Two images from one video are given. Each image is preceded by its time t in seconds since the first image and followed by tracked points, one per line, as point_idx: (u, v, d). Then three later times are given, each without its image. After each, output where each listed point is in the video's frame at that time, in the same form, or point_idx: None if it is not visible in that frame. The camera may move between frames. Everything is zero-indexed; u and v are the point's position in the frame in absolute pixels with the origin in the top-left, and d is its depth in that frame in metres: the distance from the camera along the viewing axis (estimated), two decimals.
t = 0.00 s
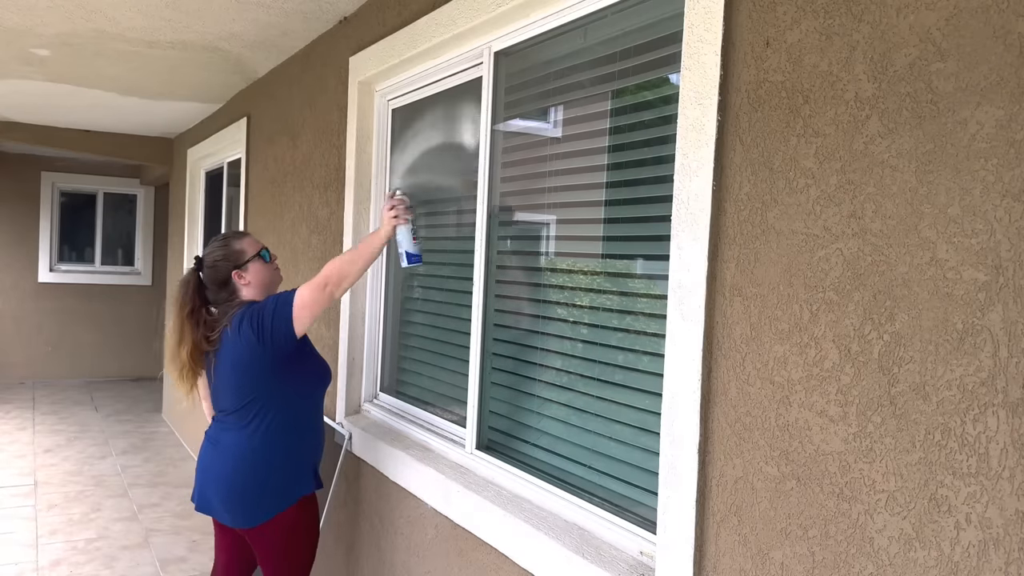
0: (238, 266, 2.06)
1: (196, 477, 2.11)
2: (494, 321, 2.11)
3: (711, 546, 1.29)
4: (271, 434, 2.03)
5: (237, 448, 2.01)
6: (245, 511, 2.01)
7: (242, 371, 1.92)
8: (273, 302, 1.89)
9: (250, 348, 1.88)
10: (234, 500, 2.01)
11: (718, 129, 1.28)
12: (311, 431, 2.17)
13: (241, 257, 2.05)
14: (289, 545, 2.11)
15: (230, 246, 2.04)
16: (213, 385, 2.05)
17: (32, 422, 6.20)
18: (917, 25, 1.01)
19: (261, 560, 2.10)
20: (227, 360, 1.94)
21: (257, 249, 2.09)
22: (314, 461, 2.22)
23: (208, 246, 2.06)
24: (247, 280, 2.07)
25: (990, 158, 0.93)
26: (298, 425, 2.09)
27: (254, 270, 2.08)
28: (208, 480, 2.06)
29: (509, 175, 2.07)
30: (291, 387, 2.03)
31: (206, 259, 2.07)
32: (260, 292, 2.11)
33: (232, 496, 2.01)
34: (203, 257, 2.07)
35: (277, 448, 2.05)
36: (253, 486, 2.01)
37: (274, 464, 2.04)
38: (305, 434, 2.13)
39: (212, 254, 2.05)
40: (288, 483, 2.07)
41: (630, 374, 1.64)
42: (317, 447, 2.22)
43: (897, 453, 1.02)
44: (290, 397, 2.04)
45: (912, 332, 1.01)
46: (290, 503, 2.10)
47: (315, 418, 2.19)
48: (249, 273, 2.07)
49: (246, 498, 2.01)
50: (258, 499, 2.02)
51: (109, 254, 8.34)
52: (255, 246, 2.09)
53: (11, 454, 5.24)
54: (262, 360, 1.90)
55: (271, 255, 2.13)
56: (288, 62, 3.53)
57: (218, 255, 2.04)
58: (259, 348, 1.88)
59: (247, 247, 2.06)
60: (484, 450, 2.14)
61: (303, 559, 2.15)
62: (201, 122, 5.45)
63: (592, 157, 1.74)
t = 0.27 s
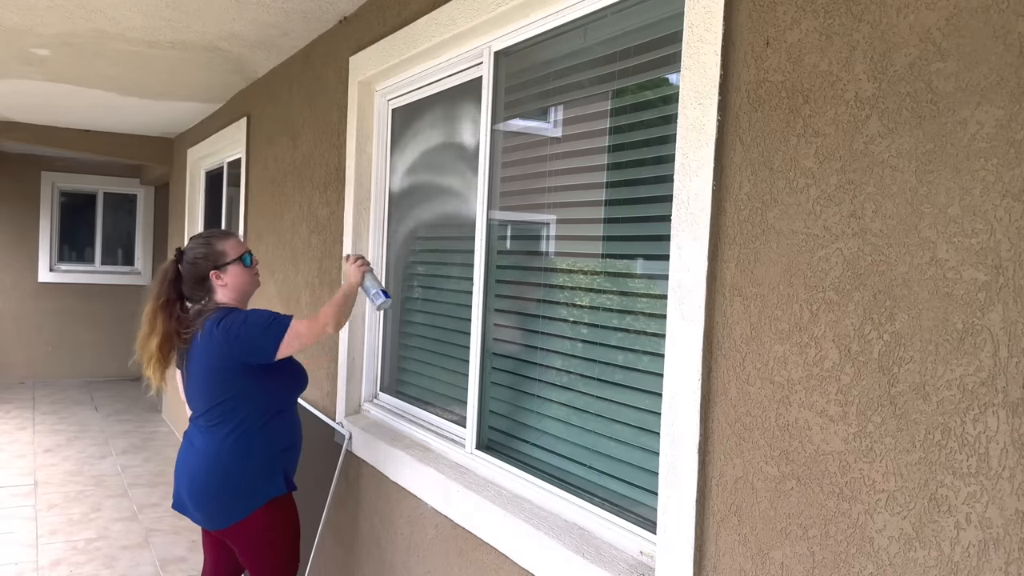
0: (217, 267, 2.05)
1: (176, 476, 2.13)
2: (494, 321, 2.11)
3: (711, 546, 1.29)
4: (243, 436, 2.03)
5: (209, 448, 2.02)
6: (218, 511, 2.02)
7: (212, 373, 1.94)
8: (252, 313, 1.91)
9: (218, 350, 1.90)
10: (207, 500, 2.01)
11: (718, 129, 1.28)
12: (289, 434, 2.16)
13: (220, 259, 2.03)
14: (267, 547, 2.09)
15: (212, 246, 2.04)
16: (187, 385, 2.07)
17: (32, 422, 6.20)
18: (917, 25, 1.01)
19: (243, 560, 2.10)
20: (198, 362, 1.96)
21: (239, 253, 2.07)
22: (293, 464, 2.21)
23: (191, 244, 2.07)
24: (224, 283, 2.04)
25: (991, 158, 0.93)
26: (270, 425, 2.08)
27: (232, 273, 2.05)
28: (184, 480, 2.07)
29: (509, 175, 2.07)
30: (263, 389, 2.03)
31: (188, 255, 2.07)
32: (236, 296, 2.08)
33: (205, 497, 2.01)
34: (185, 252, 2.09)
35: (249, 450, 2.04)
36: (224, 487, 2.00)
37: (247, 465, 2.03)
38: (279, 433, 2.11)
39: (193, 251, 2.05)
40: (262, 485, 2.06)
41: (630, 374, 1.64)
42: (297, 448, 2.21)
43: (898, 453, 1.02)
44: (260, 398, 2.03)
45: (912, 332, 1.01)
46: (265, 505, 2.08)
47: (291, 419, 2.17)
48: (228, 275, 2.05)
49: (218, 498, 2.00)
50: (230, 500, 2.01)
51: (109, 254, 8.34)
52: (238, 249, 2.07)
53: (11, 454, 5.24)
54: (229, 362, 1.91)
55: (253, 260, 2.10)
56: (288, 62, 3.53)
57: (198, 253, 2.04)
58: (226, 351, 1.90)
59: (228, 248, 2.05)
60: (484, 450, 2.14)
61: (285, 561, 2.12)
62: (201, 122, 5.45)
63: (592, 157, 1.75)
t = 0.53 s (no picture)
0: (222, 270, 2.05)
1: (182, 477, 2.13)
2: (494, 321, 2.11)
3: (712, 546, 1.29)
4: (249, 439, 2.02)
5: (214, 450, 2.02)
6: (223, 512, 2.01)
7: (216, 377, 1.95)
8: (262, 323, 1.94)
9: (224, 355, 1.91)
10: (213, 501, 2.01)
11: (718, 129, 1.28)
12: (295, 436, 2.16)
13: (226, 262, 2.04)
14: (273, 547, 2.09)
15: (220, 248, 2.05)
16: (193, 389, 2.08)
17: (32, 422, 6.19)
18: (917, 24, 1.01)
19: (250, 560, 2.11)
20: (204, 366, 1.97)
21: (246, 258, 2.08)
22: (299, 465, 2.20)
23: (201, 242, 2.07)
24: (227, 286, 2.05)
25: (991, 158, 0.93)
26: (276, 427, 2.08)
27: (236, 278, 2.06)
28: (190, 481, 2.07)
29: (509, 175, 2.07)
30: (269, 394, 2.03)
31: (195, 252, 2.08)
32: (238, 301, 2.09)
33: (210, 498, 2.02)
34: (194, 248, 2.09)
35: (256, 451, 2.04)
36: (230, 489, 2.00)
37: (254, 468, 2.02)
38: (285, 435, 2.11)
39: (201, 250, 2.06)
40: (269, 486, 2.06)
41: (630, 374, 1.64)
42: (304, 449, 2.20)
43: (898, 453, 1.02)
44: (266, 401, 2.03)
45: (912, 332, 1.01)
46: (271, 506, 2.08)
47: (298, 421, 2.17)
48: (231, 279, 2.05)
49: (223, 499, 2.00)
50: (235, 501, 2.01)
51: (109, 254, 8.34)
52: (245, 254, 2.08)
53: (11, 454, 5.24)
54: (235, 366, 1.92)
55: (259, 266, 2.11)
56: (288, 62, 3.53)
57: (206, 253, 2.05)
58: (231, 356, 1.91)
59: (235, 253, 2.06)
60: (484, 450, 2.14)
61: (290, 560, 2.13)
62: (201, 122, 5.45)
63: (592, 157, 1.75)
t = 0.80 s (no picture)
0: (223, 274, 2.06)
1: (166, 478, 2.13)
2: (494, 321, 2.11)
3: (711, 546, 1.29)
4: (232, 441, 2.02)
5: (197, 452, 2.02)
6: (208, 512, 2.01)
7: (196, 381, 1.97)
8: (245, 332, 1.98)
9: (204, 358, 1.93)
10: (196, 502, 2.01)
11: (718, 129, 1.28)
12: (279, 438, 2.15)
13: (231, 267, 2.05)
14: (258, 548, 2.08)
15: (228, 252, 2.05)
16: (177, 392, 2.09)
17: (32, 422, 6.19)
18: (917, 25, 1.01)
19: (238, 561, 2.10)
20: (185, 372, 1.99)
21: (250, 269, 2.09)
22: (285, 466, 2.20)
23: (212, 239, 2.07)
24: (223, 291, 2.06)
25: (991, 158, 0.93)
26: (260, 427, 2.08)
27: (234, 285, 2.07)
28: (173, 482, 2.07)
29: (509, 175, 2.07)
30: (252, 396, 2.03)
31: (202, 247, 2.07)
32: (229, 307, 2.09)
33: (194, 498, 2.02)
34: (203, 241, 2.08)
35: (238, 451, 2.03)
36: (213, 488, 2.00)
37: (237, 468, 2.02)
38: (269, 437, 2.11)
39: (210, 247, 2.06)
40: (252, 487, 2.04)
41: (630, 374, 1.64)
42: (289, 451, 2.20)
43: (898, 454, 1.02)
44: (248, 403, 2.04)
45: (912, 332, 1.01)
46: (255, 507, 2.07)
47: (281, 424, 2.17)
48: (229, 283, 2.06)
49: (207, 499, 2.00)
50: (219, 502, 2.01)
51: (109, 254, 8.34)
52: (250, 265, 2.09)
53: (11, 454, 5.24)
54: (215, 370, 1.94)
55: (259, 279, 2.13)
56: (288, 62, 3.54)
57: (213, 253, 2.05)
58: (212, 360, 1.93)
59: (242, 260, 2.07)
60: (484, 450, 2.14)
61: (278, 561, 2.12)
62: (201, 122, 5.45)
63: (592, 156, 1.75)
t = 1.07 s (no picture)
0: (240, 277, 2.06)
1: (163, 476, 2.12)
2: (494, 321, 2.11)
3: (711, 546, 1.29)
4: (232, 440, 2.01)
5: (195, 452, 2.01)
6: (205, 510, 2.01)
7: (199, 379, 1.97)
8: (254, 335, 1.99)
9: (208, 358, 1.94)
10: (193, 501, 2.01)
11: (718, 129, 1.28)
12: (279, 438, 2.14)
13: (248, 271, 2.05)
14: (255, 548, 2.08)
15: (247, 257, 2.06)
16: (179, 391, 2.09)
17: (32, 422, 6.19)
18: (917, 25, 1.01)
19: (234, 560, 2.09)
20: (189, 369, 2.00)
21: (268, 275, 2.09)
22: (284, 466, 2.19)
23: (232, 242, 2.07)
24: (238, 293, 2.06)
25: (990, 158, 0.93)
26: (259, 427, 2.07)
27: (249, 289, 2.07)
28: (170, 481, 2.06)
29: (509, 175, 2.07)
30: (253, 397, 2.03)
31: (223, 248, 2.08)
32: (244, 310, 2.10)
33: (192, 497, 2.01)
34: (223, 242, 2.09)
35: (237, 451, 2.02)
36: (211, 487, 1.99)
37: (235, 467, 2.01)
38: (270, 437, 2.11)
39: (229, 250, 2.06)
40: (251, 486, 2.04)
41: (631, 374, 1.64)
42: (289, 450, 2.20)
43: (898, 453, 1.02)
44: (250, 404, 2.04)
45: (912, 332, 1.01)
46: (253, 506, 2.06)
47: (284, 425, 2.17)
48: (244, 288, 2.07)
49: (206, 498, 2.00)
50: (218, 502, 2.01)
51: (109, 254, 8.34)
52: (268, 271, 2.09)
53: (11, 454, 5.24)
54: (218, 370, 1.94)
55: (276, 285, 2.13)
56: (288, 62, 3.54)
57: (232, 256, 2.05)
58: (216, 361, 1.94)
59: (260, 266, 2.07)
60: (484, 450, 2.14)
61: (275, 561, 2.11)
62: (201, 121, 5.45)
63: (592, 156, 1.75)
